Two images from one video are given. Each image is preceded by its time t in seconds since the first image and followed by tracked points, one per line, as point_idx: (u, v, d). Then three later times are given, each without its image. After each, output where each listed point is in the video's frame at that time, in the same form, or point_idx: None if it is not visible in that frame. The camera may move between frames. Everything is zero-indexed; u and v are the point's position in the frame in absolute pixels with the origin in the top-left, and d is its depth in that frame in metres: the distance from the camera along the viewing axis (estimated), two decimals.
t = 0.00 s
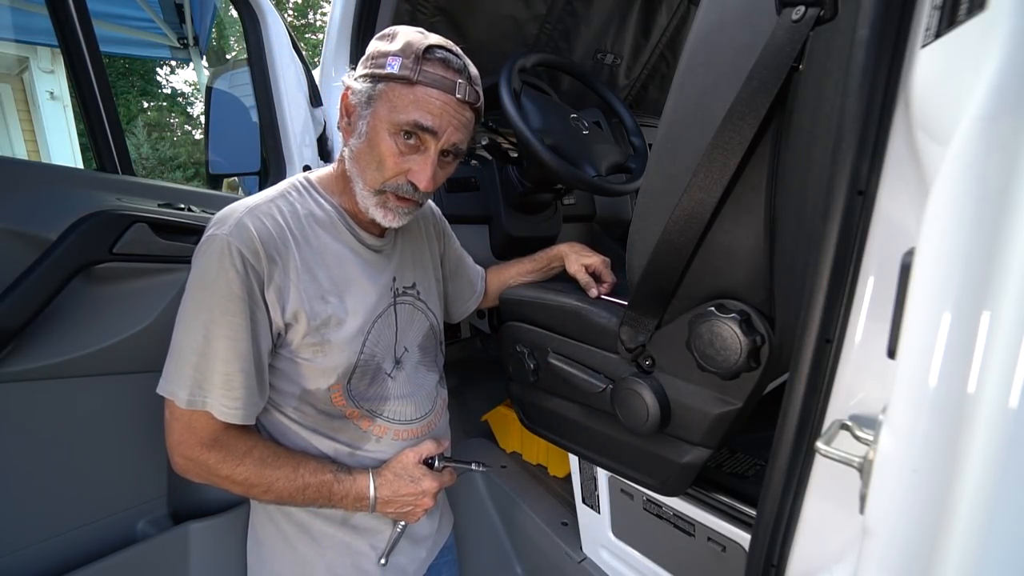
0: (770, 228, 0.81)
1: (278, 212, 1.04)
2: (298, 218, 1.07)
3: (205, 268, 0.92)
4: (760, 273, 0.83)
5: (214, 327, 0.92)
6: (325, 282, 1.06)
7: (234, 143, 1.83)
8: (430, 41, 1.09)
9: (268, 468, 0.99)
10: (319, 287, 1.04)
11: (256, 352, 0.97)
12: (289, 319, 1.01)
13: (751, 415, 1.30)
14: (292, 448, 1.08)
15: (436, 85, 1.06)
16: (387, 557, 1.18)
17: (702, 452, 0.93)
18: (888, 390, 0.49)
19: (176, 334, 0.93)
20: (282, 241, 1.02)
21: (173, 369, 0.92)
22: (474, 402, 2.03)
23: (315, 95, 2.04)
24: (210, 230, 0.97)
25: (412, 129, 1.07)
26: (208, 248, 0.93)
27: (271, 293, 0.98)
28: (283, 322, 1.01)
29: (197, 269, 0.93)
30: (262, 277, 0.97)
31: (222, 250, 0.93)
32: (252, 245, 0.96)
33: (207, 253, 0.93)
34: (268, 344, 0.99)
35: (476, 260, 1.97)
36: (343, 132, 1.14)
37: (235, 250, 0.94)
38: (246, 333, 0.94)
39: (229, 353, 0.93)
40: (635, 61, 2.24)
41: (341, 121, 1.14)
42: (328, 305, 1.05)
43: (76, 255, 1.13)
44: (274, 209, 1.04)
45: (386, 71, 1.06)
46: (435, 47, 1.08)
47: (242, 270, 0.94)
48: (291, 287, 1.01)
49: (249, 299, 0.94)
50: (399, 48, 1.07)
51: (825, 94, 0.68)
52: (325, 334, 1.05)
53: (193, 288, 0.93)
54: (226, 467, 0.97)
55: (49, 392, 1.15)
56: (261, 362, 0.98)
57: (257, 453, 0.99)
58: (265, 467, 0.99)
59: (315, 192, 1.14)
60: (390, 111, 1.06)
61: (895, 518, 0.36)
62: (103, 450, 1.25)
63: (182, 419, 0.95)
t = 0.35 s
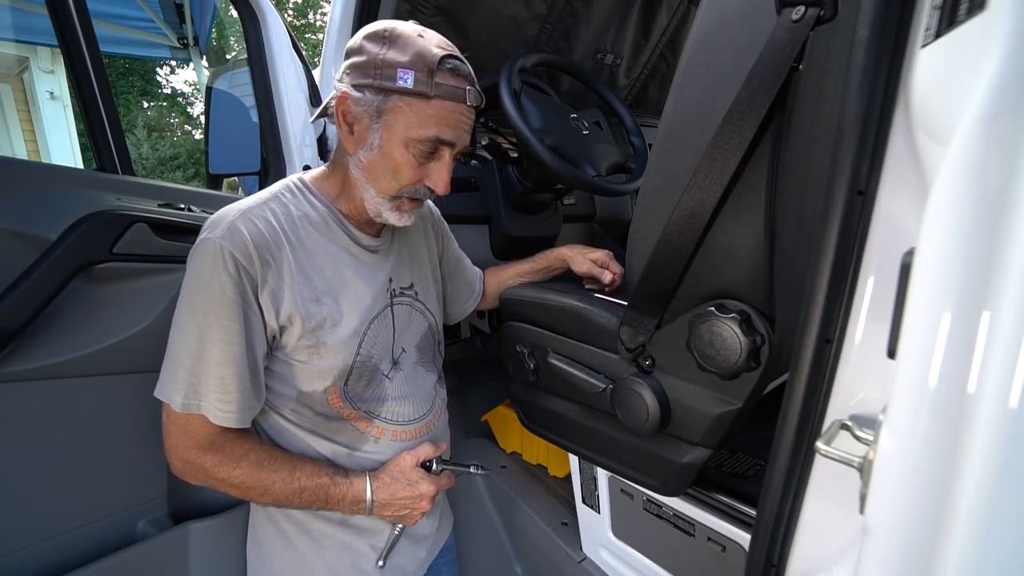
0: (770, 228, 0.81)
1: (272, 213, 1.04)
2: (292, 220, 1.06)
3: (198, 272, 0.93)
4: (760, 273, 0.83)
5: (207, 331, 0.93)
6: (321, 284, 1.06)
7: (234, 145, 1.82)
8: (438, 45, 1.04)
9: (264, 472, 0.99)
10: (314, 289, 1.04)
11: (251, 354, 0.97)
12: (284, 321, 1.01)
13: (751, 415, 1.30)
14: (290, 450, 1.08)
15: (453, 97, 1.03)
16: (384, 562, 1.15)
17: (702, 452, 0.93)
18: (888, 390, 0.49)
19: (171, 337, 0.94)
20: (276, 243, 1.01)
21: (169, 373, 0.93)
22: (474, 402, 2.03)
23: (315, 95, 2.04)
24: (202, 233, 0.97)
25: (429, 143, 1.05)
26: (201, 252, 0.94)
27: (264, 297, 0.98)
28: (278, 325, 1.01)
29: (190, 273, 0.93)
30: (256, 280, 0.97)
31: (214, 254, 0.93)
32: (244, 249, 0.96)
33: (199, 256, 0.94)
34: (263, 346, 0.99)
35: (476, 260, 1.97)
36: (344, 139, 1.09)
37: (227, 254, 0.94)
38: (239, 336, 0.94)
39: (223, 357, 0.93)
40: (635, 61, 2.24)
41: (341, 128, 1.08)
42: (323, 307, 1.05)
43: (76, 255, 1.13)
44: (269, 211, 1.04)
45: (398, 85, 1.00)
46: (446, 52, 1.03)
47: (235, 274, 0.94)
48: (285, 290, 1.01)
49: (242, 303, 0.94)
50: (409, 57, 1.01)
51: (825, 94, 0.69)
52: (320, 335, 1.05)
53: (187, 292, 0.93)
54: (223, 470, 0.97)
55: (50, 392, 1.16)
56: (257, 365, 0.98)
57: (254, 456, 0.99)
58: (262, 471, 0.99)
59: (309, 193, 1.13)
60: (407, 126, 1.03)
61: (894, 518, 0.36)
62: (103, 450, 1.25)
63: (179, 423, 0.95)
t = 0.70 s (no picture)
0: (770, 228, 0.81)
1: (271, 217, 1.04)
2: (291, 223, 1.06)
3: (198, 277, 0.93)
4: (760, 273, 0.83)
5: (208, 336, 0.93)
6: (321, 287, 1.05)
7: (233, 146, 1.76)
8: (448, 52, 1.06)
9: (267, 477, 1.00)
10: (314, 292, 1.04)
11: (252, 359, 0.97)
12: (285, 325, 1.01)
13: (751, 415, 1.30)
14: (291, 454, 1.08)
15: (473, 102, 1.07)
16: (386, 561, 1.17)
17: (702, 452, 0.93)
18: (888, 390, 0.49)
19: (171, 345, 0.94)
20: (276, 247, 1.01)
21: (170, 380, 0.93)
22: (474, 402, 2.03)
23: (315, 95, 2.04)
24: (200, 239, 0.96)
25: (457, 148, 1.10)
26: (200, 258, 0.93)
27: (265, 301, 0.98)
28: (278, 329, 1.01)
29: (189, 279, 0.93)
30: (256, 285, 0.97)
31: (213, 259, 0.93)
32: (244, 253, 0.96)
33: (198, 263, 0.93)
34: (264, 351, 0.99)
35: (476, 260, 1.97)
36: (367, 159, 1.07)
37: (227, 260, 0.93)
38: (240, 341, 0.94)
39: (224, 363, 0.93)
40: (635, 61, 2.24)
41: (366, 150, 1.06)
42: (323, 310, 1.05)
43: (76, 255, 1.13)
44: (267, 214, 1.04)
45: (432, 102, 1.02)
46: (459, 58, 1.06)
47: (235, 279, 0.94)
48: (285, 293, 1.01)
49: (242, 308, 0.94)
50: (435, 72, 1.02)
51: (825, 94, 0.69)
52: (321, 339, 1.05)
53: (186, 298, 0.93)
54: (226, 477, 0.97)
55: (50, 392, 1.16)
56: (258, 369, 0.98)
57: (256, 462, 0.99)
58: (264, 476, 1.00)
59: (307, 194, 1.12)
60: (439, 138, 1.06)
61: (895, 520, 0.36)
62: (103, 450, 1.25)
63: (180, 430, 0.95)
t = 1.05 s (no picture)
0: (770, 228, 0.81)
1: (272, 216, 1.04)
2: (293, 223, 1.06)
3: (199, 277, 0.92)
4: (760, 273, 0.83)
5: (209, 337, 0.93)
6: (323, 287, 1.05)
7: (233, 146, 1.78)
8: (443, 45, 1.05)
9: (270, 479, 1.00)
10: (316, 292, 1.04)
11: (254, 359, 0.97)
12: (287, 325, 1.01)
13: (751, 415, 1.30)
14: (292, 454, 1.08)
15: (468, 94, 1.07)
16: (387, 562, 1.17)
17: (702, 452, 0.93)
18: (888, 390, 0.49)
19: (172, 345, 0.94)
20: (278, 247, 1.01)
21: (171, 381, 0.93)
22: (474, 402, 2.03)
23: (315, 95, 2.04)
24: (202, 239, 0.96)
25: (451, 141, 1.09)
26: (201, 258, 0.93)
27: (267, 301, 0.98)
28: (280, 329, 1.01)
29: (191, 279, 0.93)
30: (257, 285, 0.97)
31: (215, 259, 0.93)
32: (246, 253, 0.96)
33: (200, 262, 0.93)
34: (266, 351, 0.99)
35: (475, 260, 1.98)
36: (361, 152, 1.07)
37: (228, 259, 0.93)
38: (242, 342, 0.94)
39: (226, 363, 0.93)
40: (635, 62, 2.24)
41: (359, 143, 1.06)
42: (325, 310, 1.05)
43: (76, 255, 1.13)
44: (269, 214, 1.03)
45: (421, 91, 1.02)
46: (453, 50, 1.05)
47: (236, 279, 0.94)
48: (287, 293, 1.01)
49: (244, 308, 0.94)
50: (425, 62, 1.02)
51: (825, 94, 0.69)
52: (323, 339, 1.04)
53: (188, 299, 0.93)
54: (228, 478, 0.97)
55: (50, 392, 1.16)
56: (260, 369, 0.98)
57: (258, 463, 0.99)
58: (266, 477, 1.00)
59: (307, 194, 1.12)
60: (431, 129, 1.06)
61: (896, 521, 0.36)
62: (103, 450, 1.25)
63: (182, 431, 0.95)
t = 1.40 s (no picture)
0: (770, 228, 0.81)
1: (269, 217, 1.04)
2: (290, 224, 1.06)
3: (196, 278, 0.92)
4: (760, 273, 0.83)
5: (206, 338, 0.93)
6: (320, 288, 1.05)
7: (233, 145, 1.83)
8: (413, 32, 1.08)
9: (266, 479, 1.00)
10: (312, 293, 1.04)
11: (250, 360, 0.97)
12: (283, 326, 1.01)
13: (751, 415, 1.30)
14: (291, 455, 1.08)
15: (420, 76, 1.05)
16: (384, 563, 1.17)
17: (702, 452, 0.93)
18: (887, 390, 0.49)
19: (169, 345, 0.94)
20: (274, 248, 1.01)
21: (169, 382, 0.93)
22: (474, 402, 2.03)
23: (315, 95, 2.04)
24: (198, 239, 0.96)
25: (396, 122, 1.06)
26: (197, 259, 0.93)
27: (263, 302, 0.98)
28: (277, 331, 1.01)
29: (187, 280, 0.93)
30: (254, 286, 0.97)
31: (211, 260, 0.93)
32: (242, 255, 0.96)
33: (196, 263, 0.93)
34: (263, 353, 1.00)
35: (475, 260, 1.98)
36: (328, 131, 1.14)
37: (224, 260, 0.93)
38: (238, 343, 0.94)
39: (222, 364, 0.93)
40: (635, 62, 2.24)
41: (326, 120, 1.13)
42: (322, 312, 1.05)
43: (76, 255, 1.13)
44: (266, 214, 1.03)
45: (365, 64, 1.05)
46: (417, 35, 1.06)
47: (232, 279, 0.94)
48: (283, 295, 1.01)
49: (240, 310, 0.94)
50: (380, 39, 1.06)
51: (825, 94, 0.69)
52: (320, 340, 1.05)
53: (185, 299, 0.93)
54: (225, 478, 0.97)
55: (50, 392, 1.16)
56: (257, 371, 0.99)
57: (255, 464, 0.99)
58: (263, 478, 1.00)
59: (304, 194, 1.12)
60: (372, 105, 1.06)
61: (896, 521, 0.36)
62: (103, 450, 1.25)
63: (180, 430, 0.95)
